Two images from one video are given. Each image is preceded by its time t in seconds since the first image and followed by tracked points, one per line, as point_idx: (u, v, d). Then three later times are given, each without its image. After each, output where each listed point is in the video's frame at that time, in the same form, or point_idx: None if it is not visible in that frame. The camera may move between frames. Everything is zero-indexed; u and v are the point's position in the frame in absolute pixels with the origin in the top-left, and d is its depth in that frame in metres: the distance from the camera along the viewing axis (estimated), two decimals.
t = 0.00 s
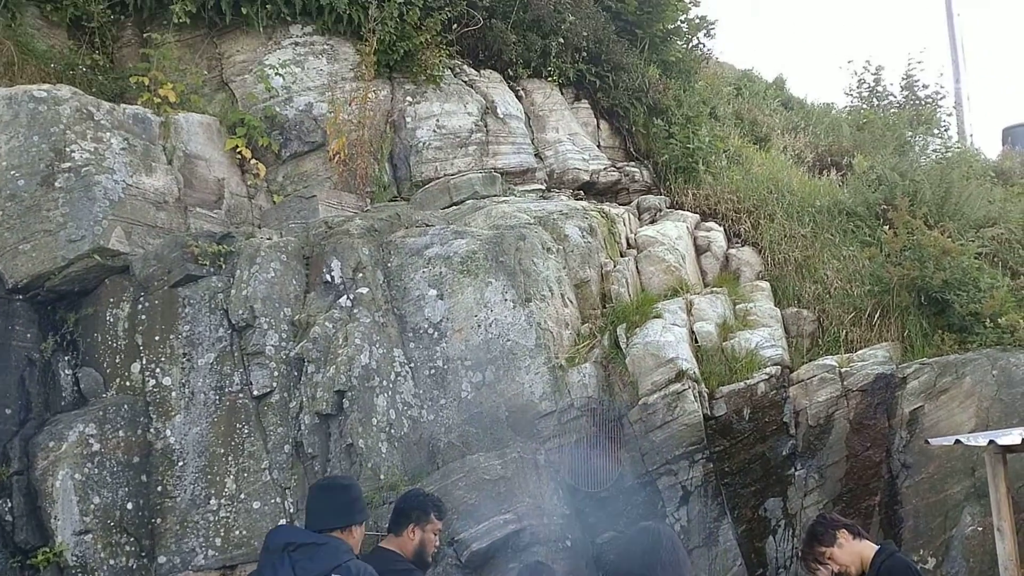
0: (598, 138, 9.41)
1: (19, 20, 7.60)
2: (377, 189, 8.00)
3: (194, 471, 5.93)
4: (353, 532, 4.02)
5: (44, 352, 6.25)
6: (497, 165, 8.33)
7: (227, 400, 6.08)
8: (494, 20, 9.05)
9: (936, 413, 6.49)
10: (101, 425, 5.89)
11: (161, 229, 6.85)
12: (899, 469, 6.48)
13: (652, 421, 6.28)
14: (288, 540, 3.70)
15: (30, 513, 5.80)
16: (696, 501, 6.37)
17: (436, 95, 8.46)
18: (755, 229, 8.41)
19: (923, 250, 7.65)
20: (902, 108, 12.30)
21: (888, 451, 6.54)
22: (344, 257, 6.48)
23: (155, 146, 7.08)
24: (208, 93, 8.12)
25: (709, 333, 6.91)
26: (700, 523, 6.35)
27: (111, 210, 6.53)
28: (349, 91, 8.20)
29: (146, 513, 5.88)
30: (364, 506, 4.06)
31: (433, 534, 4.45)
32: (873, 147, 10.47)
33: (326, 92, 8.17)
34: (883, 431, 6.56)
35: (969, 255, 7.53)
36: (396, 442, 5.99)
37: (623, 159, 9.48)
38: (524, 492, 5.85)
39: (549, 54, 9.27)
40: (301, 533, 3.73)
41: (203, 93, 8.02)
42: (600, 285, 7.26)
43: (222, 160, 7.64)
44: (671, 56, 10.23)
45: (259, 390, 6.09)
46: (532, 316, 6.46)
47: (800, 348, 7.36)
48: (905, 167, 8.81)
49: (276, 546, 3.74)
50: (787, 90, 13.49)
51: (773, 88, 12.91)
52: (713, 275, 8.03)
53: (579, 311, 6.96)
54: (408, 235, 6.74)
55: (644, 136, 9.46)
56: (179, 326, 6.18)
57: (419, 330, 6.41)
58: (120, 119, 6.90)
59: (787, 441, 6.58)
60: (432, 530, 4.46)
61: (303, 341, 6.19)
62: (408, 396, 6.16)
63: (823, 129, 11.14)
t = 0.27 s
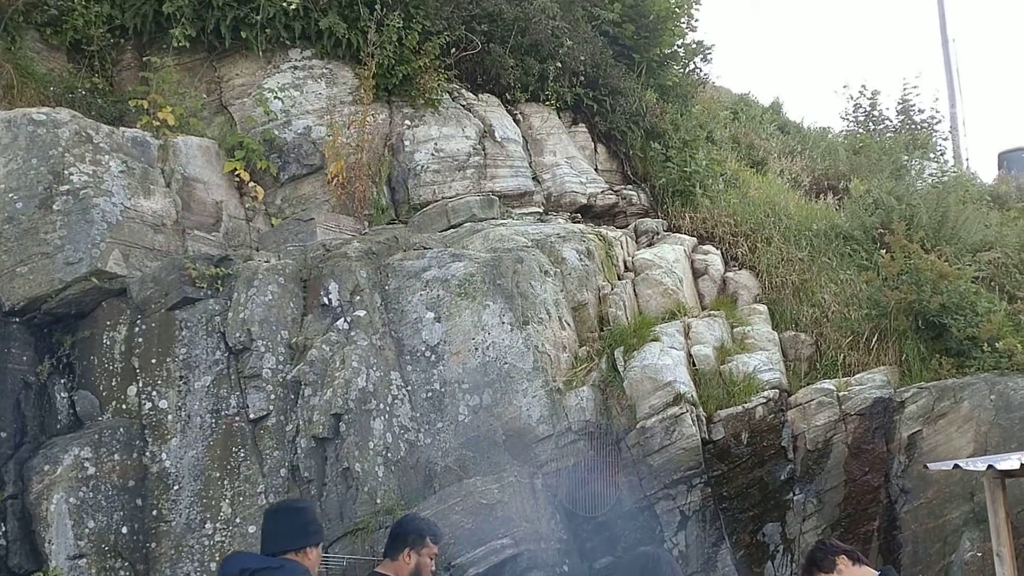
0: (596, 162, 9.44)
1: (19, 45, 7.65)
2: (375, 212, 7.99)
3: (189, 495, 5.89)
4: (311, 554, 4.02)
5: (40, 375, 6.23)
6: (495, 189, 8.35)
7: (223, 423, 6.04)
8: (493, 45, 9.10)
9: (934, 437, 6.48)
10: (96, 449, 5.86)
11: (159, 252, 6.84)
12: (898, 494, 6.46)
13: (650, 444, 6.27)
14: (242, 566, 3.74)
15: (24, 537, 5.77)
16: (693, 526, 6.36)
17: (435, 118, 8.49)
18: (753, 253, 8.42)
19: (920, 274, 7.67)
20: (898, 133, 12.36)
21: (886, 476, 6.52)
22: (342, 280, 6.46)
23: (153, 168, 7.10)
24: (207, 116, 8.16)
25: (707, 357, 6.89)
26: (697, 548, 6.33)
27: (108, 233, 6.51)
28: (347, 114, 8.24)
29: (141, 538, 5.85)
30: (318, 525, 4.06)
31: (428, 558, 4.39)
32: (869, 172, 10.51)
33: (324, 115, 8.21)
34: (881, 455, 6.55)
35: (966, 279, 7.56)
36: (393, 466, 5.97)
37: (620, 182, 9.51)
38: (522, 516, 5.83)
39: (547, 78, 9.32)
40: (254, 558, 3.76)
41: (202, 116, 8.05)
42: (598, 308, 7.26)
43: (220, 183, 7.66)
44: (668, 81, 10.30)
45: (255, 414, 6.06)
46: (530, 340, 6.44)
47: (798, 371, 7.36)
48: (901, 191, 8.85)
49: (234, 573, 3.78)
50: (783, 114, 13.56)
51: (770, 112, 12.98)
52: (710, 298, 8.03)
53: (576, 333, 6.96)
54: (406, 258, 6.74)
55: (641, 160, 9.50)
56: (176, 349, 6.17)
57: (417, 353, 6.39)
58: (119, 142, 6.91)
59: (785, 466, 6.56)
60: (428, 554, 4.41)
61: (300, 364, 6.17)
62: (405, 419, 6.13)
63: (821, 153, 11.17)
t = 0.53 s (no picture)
0: (595, 173, 9.46)
1: (20, 57, 7.67)
2: (375, 223, 8.00)
3: (188, 506, 5.88)
4: (281, 565, 4.00)
5: (38, 386, 6.22)
6: (494, 200, 8.37)
7: (222, 434, 6.03)
8: (492, 57, 9.13)
9: (934, 449, 6.47)
10: (94, 460, 5.85)
11: (158, 263, 6.84)
12: (897, 506, 6.46)
13: (649, 456, 6.27)
14: None
15: (22, 549, 5.76)
16: (693, 538, 6.34)
17: (434, 130, 8.51)
18: (752, 264, 8.42)
19: (919, 285, 7.69)
20: (897, 144, 12.39)
21: (886, 488, 6.52)
22: (341, 291, 6.46)
23: (153, 180, 7.11)
24: (207, 127, 8.18)
25: (706, 368, 6.88)
26: (697, 560, 6.31)
27: (108, 244, 6.52)
28: (347, 126, 8.26)
29: (139, 550, 5.82)
30: (287, 534, 4.05)
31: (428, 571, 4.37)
32: (868, 183, 10.52)
33: (324, 127, 8.23)
34: (881, 466, 6.55)
35: (965, 290, 7.58)
36: (392, 478, 5.94)
37: (619, 193, 9.52)
38: (522, 528, 5.91)
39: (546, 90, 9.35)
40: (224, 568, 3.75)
41: (202, 128, 8.07)
42: (597, 318, 7.27)
43: (219, 194, 7.66)
44: (667, 93, 10.32)
45: (254, 425, 6.05)
46: (529, 350, 6.47)
47: (798, 383, 7.36)
48: (900, 203, 8.86)
49: None
50: (782, 126, 13.59)
51: (768, 124, 13.01)
52: (710, 309, 8.02)
53: (576, 344, 6.96)
54: (405, 268, 6.74)
55: (640, 171, 9.52)
56: (175, 360, 6.16)
57: (416, 363, 6.37)
58: (118, 153, 6.91)
59: (785, 477, 6.54)
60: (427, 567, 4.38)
61: (299, 375, 6.16)
62: (404, 431, 6.10)
63: (819, 164, 11.17)
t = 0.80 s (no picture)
0: (595, 177, 9.47)
1: (20, 62, 7.67)
2: (375, 227, 8.03)
3: (187, 511, 5.88)
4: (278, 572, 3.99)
5: (39, 391, 6.23)
6: (494, 204, 8.37)
7: (222, 439, 6.03)
8: (492, 61, 9.14)
9: (934, 453, 6.48)
10: (94, 465, 5.85)
11: (158, 268, 6.85)
12: (898, 510, 6.46)
13: (650, 461, 6.25)
14: None
15: (22, 554, 5.76)
16: (694, 542, 6.31)
17: (434, 134, 8.52)
18: (752, 267, 8.42)
19: (919, 290, 7.69)
20: (897, 148, 12.39)
21: (887, 493, 6.52)
22: (341, 296, 6.47)
23: (153, 185, 7.10)
24: (207, 132, 8.19)
25: (706, 371, 6.88)
26: (698, 565, 6.28)
27: (108, 248, 6.52)
28: (347, 130, 8.26)
29: (139, 555, 5.84)
30: (286, 542, 4.06)
31: None
32: (868, 186, 10.52)
33: (324, 131, 8.24)
34: (881, 471, 6.54)
35: (965, 293, 7.58)
36: (392, 482, 5.92)
37: (619, 197, 9.53)
38: (522, 532, 5.91)
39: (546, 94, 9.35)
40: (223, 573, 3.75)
41: (202, 132, 8.07)
42: (597, 322, 7.27)
43: (219, 199, 7.66)
44: (666, 97, 10.34)
45: (253, 430, 6.05)
46: (529, 355, 6.45)
47: (798, 387, 7.36)
48: (900, 207, 8.85)
49: None
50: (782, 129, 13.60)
51: (768, 127, 13.02)
52: (710, 313, 8.01)
53: (576, 348, 6.96)
54: (406, 272, 6.73)
55: (640, 175, 9.52)
56: (175, 365, 6.17)
57: (416, 368, 6.37)
58: (118, 158, 6.90)
59: (786, 481, 6.54)
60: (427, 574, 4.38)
61: (299, 380, 6.16)
62: (404, 435, 6.08)
63: (818, 168, 11.16)
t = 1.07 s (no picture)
0: (595, 178, 9.48)
1: (20, 65, 7.68)
2: (375, 229, 8.02)
3: (188, 514, 5.88)
4: None
5: (39, 394, 6.23)
6: (495, 206, 8.37)
7: (223, 441, 6.04)
8: (493, 63, 9.15)
9: (935, 455, 6.53)
10: (95, 468, 5.86)
11: (159, 270, 6.85)
12: (898, 512, 6.53)
13: (651, 462, 6.25)
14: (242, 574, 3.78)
15: (23, 557, 5.75)
16: (695, 544, 6.32)
17: (435, 136, 8.53)
18: (752, 269, 8.42)
19: (919, 291, 7.70)
20: (896, 148, 12.40)
21: (887, 494, 6.55)
22: (341, 298, 6.47)
23: (154, 187, 7.10)
24: (207, 135, 8.20)
25: (707, 373, 6.88)
26: (698, 567, 6.30)
27: (109, 251, 6.52)
28: (348, 133, 8.29)
29: (140, 558, 5.85)
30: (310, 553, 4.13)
31: None
32: (868, 188, 10.53)
33: (325, 134, 8.25)
34: (882, 473, 6.55)
35: (965, 295, 7.59)
36: (393, 484, 5.93)
37: (619, 199, 9.53)
38: (522, 535, 5.85)
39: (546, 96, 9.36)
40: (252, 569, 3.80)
41: (202, 135, 8.07)
42: (597, 324, 7.27)
43: (220, 201, 7.67)
44: (666, 98, 10.35)
45: (254, 432, 6.05)
46: (530, 356, 6.44)
47: (799, 389, 7.37)
48: (900, 208, 8.84)
49: None
50: (781, 130, 13.61)
51: (768, 128, 13.03)
52: (710, 314, 8.03)
53: (576, 350, 6.96)
54: (406, 274, 6.75)
55: (640, 176, 9.51)
56: (176, 367, 6.18)
57: (416, 370, 6.38)
58: (119, 160, 6.90)
59: (787, 483, 6.54)
60: None
61: (300, 382, 6.17)
62: (405, 437, 6.11)
63: (818, 170, 11.17)
